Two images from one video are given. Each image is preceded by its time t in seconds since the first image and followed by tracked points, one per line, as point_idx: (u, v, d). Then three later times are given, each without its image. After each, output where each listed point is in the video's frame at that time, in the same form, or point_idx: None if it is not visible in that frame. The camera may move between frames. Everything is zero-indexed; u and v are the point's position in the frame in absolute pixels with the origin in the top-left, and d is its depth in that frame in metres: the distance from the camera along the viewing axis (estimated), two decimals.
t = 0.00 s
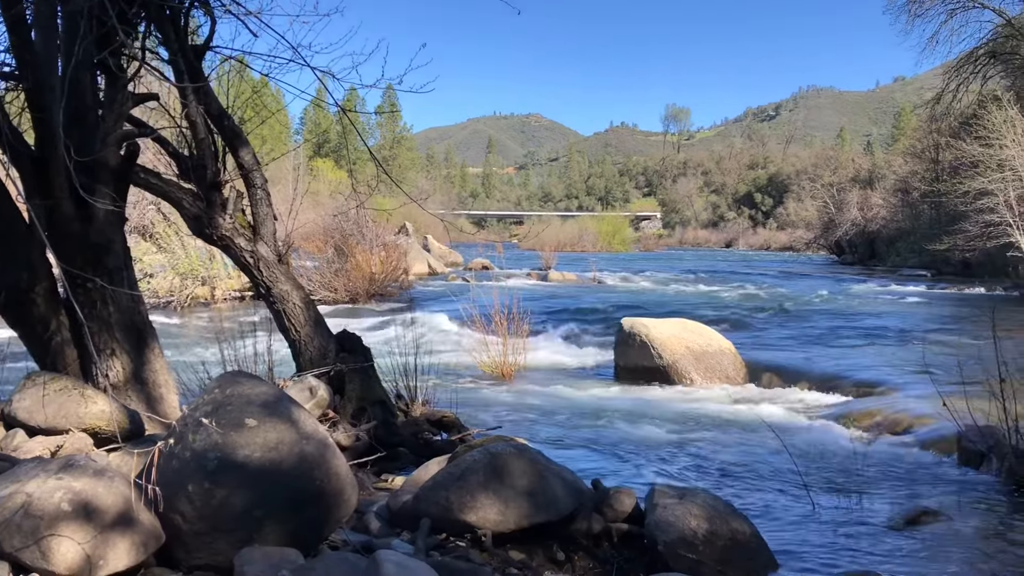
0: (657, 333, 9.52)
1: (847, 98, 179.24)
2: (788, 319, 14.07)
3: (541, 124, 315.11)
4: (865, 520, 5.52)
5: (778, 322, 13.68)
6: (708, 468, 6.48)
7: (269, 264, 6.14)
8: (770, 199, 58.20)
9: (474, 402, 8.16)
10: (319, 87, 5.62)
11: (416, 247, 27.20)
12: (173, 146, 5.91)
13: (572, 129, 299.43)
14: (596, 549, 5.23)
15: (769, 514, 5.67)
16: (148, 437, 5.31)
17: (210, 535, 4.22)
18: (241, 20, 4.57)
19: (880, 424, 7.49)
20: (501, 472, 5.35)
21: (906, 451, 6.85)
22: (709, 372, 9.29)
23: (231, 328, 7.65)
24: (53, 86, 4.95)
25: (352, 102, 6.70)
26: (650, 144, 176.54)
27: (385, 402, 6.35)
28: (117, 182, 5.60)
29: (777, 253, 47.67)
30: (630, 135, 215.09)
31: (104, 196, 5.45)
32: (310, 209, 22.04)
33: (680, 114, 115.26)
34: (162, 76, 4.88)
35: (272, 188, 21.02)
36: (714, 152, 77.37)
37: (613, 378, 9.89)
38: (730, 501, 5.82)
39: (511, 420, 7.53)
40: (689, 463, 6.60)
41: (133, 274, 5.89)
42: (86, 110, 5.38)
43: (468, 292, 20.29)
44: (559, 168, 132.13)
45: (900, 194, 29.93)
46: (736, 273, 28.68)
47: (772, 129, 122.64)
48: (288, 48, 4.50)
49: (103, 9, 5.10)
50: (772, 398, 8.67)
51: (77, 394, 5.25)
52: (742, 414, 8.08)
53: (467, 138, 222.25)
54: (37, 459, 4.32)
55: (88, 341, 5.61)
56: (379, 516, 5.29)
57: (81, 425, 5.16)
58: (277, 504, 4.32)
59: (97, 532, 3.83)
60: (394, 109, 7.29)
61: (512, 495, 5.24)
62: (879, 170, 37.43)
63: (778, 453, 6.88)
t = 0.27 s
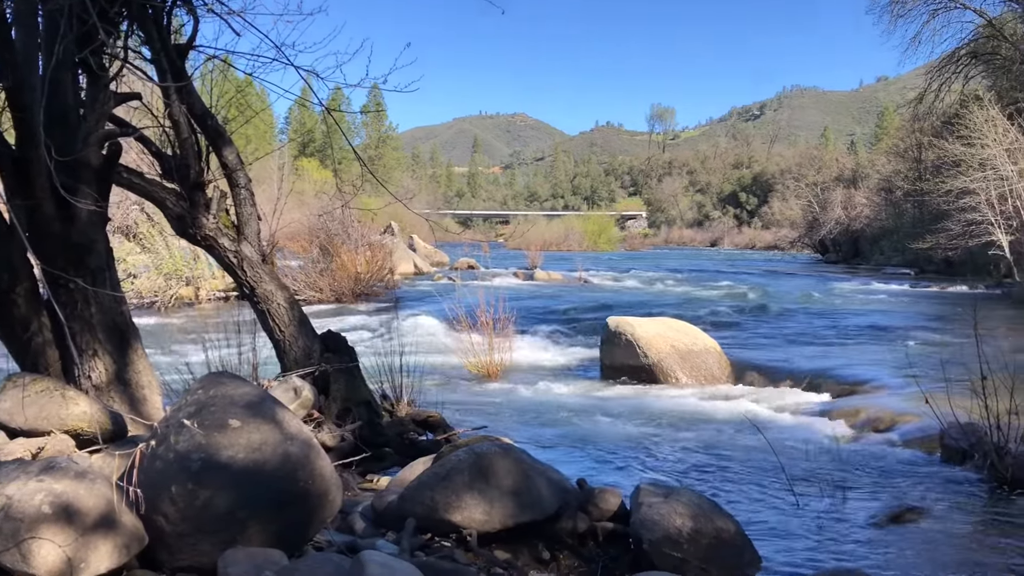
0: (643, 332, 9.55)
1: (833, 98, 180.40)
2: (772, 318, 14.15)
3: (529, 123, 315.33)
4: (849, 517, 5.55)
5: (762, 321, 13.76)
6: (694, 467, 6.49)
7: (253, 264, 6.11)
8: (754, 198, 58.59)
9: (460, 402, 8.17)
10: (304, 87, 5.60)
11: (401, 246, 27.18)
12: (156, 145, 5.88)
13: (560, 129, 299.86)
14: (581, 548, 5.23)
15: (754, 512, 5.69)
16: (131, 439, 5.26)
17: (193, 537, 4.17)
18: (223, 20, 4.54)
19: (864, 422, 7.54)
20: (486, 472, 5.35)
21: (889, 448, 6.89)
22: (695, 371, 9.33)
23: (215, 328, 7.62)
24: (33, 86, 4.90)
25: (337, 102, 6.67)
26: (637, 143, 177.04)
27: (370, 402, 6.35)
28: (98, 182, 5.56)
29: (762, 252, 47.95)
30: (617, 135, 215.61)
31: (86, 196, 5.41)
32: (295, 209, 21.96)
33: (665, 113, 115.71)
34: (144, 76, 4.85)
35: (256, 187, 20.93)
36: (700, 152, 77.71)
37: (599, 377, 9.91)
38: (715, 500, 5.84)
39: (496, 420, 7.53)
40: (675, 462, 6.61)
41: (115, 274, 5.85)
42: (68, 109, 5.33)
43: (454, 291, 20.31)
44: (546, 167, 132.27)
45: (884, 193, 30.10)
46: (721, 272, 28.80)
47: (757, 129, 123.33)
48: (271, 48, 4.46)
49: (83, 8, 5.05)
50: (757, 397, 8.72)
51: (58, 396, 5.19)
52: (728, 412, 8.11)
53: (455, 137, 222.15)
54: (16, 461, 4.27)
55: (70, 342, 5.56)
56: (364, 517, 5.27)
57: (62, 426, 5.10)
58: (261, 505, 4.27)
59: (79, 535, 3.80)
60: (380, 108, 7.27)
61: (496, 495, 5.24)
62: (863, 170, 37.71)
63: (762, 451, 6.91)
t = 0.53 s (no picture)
0: (629, 333, 9.58)
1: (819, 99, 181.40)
2: (758, 319, 14.21)
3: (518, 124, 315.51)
4: (834, 518, 5.58)
5: (748, 322, 13.82)
6: (680, 469, 6.50)
7: (238, 267, 6.09)
8: (740, 201, 58.98)
9: (447, 404, 8.16)
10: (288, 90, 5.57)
11: (388, 248, 27.15)
12: (139, 147, 5.84)
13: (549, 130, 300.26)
14: (567, 551, 5.22)
15: (740, 514, 5.71)
16: (115, 443, 5.21)
17: (177, 542, 4.14)
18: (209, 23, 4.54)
19: (849, 423, 7.58)
20: (472, 474, 5.34)
21: (874, 449, 6.94)
22: (682, 373, 9.36)
23: (199, 331, 7.57)
24: (16, 88, 4.86)
25: (323, 104, 6.65)
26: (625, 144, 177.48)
27: (357, 405, 6.34)
28: (82, 184, 5.52)
29: (748, 253, 48.18)
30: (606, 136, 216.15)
31: (69, 199, 5.37)
32: (281, 211, 21.90)
33: (651, 116, 116.05)
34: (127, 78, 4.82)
35: (241, 189, 20.86)
36: (687, 153, 78.00)
37: (586, 379, 9.93)
38: (701, 502, 5.85)
39: (483, 422, 7.53)
40: (662, 463, 6.62)
41: (99, 277, 5.82)
42: (50, 111, 5.29)
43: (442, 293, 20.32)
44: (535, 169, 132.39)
45: (868, 194, 30.29)
46: (707, 273, 28.91)
47: (744, 130, 124.01)
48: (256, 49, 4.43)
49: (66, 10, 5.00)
50: (743, 397, 8.75)
51: (41, 400, 5.11)
52: (714, 413, 8.13)
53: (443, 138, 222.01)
54: None
55: (53, 346, 5.52)
56: (350, 521, 5.26)
57: (45, 431, 5.02)
58: (245, 509, 4.23)
59: (61, 540, 3.76)
60: (366, 110, 7.25)
61: (483, 498, 5.23)
62: (847, 171, 37.98)
63: (749, 452, 6.93)
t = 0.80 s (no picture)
0: (618, 336, 9.59)
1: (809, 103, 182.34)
2: (746, 322, 14.27)
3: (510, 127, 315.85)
4: (823, 520, 5.59)
5: (736, 325, 13.87)
6: (670, 472, 6.51)
7: (226, 270, 6.06)
8: (729, 204, 59.26)
9: (436, 408, 8.16)
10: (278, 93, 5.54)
11: (378, 250, 27.13)
12: (127, 149, 5.81)
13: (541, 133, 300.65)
14: (556, 554, 5.22)
15: (729, 516, 5.72)
16: (101, 447, 5.18)
17: (165, 546, 4.11)
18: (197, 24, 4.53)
19: (838, 425, 7.62)
20: (461, 478, 5.34)
21: (862, 451, 6.97)
22: (671, 375, 9.38)
23: (187, 335, 7.53)
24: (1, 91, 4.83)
25: (312, 106, 6.63)
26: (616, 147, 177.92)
27: (346, 408, 6.32)
28: (69, 187, 5.48)
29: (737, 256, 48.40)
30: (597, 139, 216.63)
31: (56, 201, 5.33)
32: (270, 214, 21.86)
33: (641, 120, 116.35)
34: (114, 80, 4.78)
35: (230, 192, 20.82)
36: (677, 156, 78.26)
37: (576, 382, 9.94)
38: (690, 504, 5.86)
39: (472, 426, 7.52)
40: (651, 466, 6.63)
41: (85, 280, 5.78)
42: (37, 113, 5.26)
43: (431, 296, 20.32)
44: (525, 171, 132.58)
45: (856, 198, 30.45)
46: (697, 276, 29.01)
47: (734, 134, 124.56)
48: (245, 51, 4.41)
49: (53, 11, 4.97)
50: (731, 400, 8.77)
51: (27, 404, 5.05)
52: (704, 416, 8.15)
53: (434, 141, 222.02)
54: None
55: (39, 350, 5.48)
56: (339, 524, 5.25)
57: (31, 435, 4.96)
58: (234, 513, 4.20)
59: (47, 545, 3.73)
60: (356, 113, 7.23)
61: (472, 501, 5.23)
62: (835, 175, 38.19)
63: (738, 455, 6.94)
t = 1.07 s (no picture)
0: (609, 339, 9.60)
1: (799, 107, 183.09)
2: (736, 325, 14.31)
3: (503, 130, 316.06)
4: (813, 523, 5.61)
5: (726, 328, 13.90)
6: (660, 475, 6.51)
7: (216, 273, 6.04)
8: (720, 207, 59.45)
9: (427, 411, 8.16)
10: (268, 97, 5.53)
11: (369, 254, 27.10)
12: (116, 151, 5.78)
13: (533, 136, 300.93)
14: (547, 557, 5.21)
15: (719, 519, 5.73)
16: (89, 451, 5.14)
17: (153, 550, 4.08)
18: (187, 27, 4.51)
19: (828, 427, 7.64)
20: (452, 481, 5.33)
21: (851, 454, 6.99)
22: (661, 378, 9.40)
23: (176, 338, 7.49)
24: None
25: (303, 109, 6.61)
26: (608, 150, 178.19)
27: (336, 412, 6.31)
28: (57, 189, 5.46)
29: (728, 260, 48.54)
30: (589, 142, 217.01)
31: (44, 203, 5.30)
32: (260, 216, 21.81)
33: (632, 124, 116.53)
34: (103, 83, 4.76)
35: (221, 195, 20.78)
36: (668, 160, 78.46)
37: (566, 385, 9.94)
38: (680, 507, 5.86)
39: (462, 429, 7.52)
40: (642, 469, 6.63)
41: (74, 283, 5.76)
42: (25, 114, 5.23)
43: (422, 299, 20.31)
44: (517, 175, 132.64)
45: (847, 201, 30.53)
46: (687, 279, 29.08)
47: (725, 137, 124.97)
48: (235, 54, 4.40)
49: (41, 12, 4.93)
50: (722, 403, 8.79)
51: (15, 408, 4.99)
52: (694, 419, 8.17)
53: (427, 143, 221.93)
54: None
55: (27, 354, 5.45)
56: (329, 528, 5.23)
57: (19, 439, 4.91)
58: (223, 517, 4.17)
59: (35, 549, 3.70)
60: (346, 116, 7.23)
61: (462, 504, 5.22)
62: (825, 178, 38.37)
63: (728, 458, 6.95)
